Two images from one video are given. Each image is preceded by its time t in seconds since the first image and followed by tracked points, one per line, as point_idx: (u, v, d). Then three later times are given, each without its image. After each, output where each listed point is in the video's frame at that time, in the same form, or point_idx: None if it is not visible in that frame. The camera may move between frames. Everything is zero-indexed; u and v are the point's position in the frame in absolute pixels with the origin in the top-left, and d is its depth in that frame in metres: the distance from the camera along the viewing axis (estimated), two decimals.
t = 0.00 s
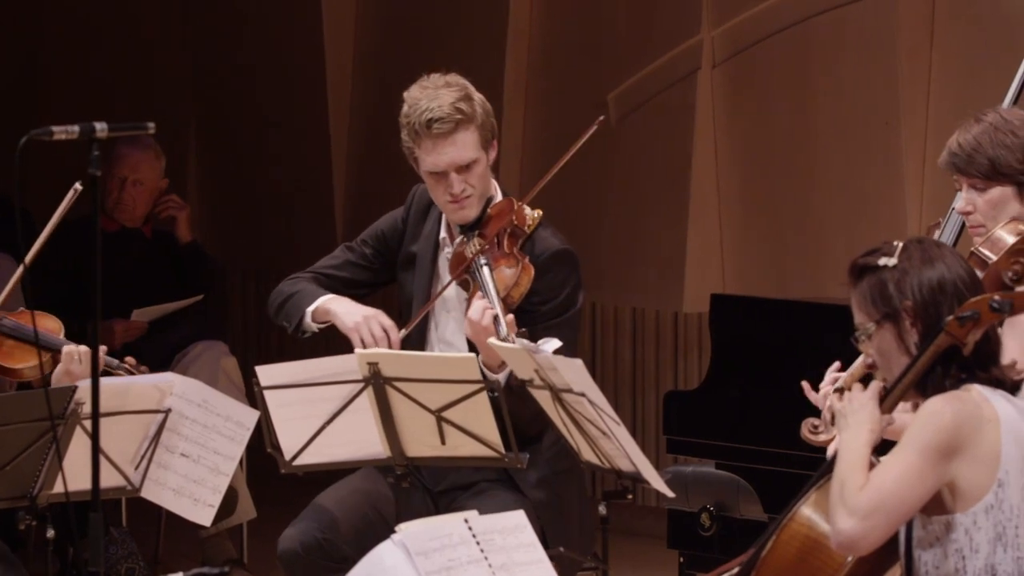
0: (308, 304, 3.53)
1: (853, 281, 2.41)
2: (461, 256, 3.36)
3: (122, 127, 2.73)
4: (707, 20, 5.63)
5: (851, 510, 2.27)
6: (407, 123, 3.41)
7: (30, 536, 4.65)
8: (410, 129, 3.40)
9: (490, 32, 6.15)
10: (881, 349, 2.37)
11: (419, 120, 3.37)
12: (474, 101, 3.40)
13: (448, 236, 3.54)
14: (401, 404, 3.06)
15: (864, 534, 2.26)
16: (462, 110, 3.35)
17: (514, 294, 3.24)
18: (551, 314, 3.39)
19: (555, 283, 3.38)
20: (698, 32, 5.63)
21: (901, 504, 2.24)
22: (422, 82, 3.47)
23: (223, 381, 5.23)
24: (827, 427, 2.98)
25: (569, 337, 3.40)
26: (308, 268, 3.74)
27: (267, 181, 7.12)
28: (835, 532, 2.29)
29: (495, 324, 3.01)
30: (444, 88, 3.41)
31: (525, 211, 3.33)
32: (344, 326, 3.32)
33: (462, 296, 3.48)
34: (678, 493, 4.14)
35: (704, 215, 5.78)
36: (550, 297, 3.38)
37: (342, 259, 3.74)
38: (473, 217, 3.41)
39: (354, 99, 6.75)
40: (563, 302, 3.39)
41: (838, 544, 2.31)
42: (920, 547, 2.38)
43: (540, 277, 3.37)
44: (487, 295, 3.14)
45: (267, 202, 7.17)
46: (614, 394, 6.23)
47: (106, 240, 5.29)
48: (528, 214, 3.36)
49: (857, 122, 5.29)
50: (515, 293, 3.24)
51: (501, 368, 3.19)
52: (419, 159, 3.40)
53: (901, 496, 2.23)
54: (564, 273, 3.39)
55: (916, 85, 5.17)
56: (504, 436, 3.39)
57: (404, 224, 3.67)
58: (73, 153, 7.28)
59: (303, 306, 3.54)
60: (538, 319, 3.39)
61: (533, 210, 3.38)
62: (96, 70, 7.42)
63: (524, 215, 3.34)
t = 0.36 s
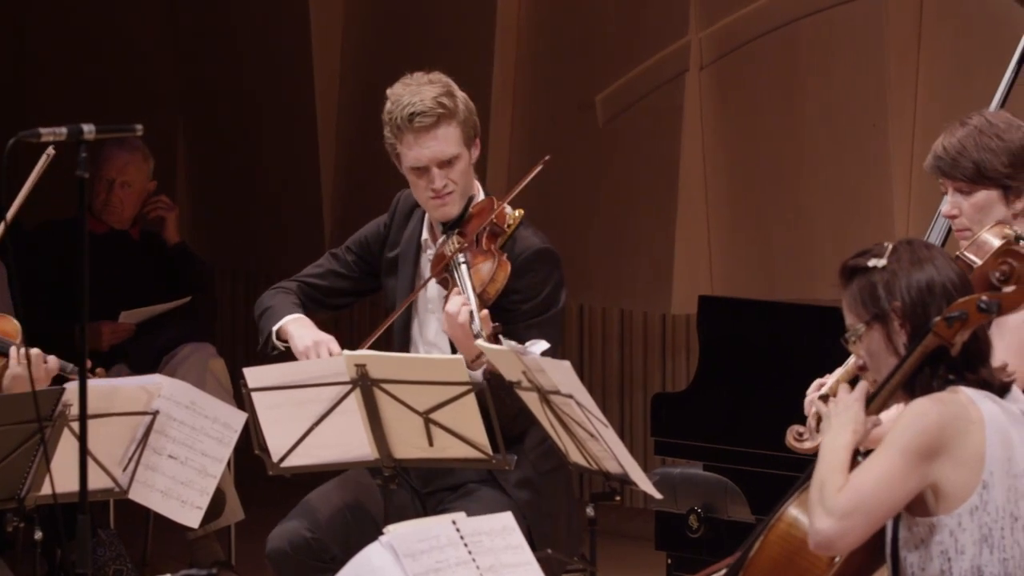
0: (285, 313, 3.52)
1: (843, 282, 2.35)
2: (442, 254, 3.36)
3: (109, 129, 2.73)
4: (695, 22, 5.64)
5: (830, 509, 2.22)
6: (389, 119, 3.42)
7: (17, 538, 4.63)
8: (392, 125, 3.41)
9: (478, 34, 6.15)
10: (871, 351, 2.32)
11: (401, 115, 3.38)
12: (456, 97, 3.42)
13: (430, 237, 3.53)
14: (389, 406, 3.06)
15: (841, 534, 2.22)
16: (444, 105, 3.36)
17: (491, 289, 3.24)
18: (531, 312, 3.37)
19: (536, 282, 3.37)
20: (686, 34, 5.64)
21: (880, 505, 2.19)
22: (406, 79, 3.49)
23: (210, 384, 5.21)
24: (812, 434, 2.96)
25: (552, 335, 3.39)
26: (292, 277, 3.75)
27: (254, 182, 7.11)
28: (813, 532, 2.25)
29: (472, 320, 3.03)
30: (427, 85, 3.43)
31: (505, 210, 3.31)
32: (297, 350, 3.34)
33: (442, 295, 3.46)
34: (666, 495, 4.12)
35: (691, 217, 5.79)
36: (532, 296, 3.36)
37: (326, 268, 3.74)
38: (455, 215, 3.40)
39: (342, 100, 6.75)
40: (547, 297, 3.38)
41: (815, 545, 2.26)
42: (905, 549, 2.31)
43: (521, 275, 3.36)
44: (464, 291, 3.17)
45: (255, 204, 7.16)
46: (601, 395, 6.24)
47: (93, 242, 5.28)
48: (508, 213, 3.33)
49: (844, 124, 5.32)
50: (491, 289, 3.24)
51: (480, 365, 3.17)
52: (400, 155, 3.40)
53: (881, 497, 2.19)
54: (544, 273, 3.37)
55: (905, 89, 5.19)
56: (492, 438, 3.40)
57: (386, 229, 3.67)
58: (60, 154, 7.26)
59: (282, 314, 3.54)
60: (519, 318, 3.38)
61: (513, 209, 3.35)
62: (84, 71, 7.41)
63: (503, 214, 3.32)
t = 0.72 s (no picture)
0: (277, 299, 3.53)
1: (834, 282, 2.35)
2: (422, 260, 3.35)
3: (95, 131, 2.71)
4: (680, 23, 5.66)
5: (807, 507, 2.19)
6: (362, 130, 3.40)
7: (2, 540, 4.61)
8: (365, 137, 3.39)
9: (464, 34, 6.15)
10: (859, 350, 2.31)
11: (371, 125, 3.36)
12: (426, 104, 3.39)
13: (414, 240, 3.52)
14: (374, 407, 3.05)
15: (818, 533, 2.18)
16: (413, 113, 3.33)
17: (467, 294, 3.22)
18: (512, 315, 3.37)
19: (518, 283, 3.36)
20: (671, 35, 5.66)
21: (861, 504, 2.15)
22: (377, 88, 3.47)
23: (197, 385, 5.18)
24: (792, 442, 2.88)
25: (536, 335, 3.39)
26: (280, 269, 3.74)
27: (240, 182, 7.09)
28: (790, 531, 2.22)
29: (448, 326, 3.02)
30: (397, 92, 3.41)
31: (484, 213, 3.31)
32: (302, 324, 3.36)
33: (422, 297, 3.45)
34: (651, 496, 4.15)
35: (676, 217, 5.81)
36: (513, 299, 3.36)
37: (313, 262, 3.73)
38: (434, 221, 3.38)
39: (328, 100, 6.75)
40: (530, 299, 3.38)
41: (792, 543, 2.23)
42: (889, 549, 2.27)
43: (501, 278, 3.36)
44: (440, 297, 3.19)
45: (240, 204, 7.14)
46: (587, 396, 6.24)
47: (79, 243, 5.26)
48: (489, 216, 3.34)
49: (830, 124, 5.35)
50: (467, 293, 3.23)
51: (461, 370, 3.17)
52: (376, 165, 3.39)
53: (860, 497, 2.15)
54: (527, 274, 3.37)
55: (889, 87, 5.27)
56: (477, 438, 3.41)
57: (373, 228, 3.66)
58: (44, 155, 7.23)
59: (269, 303, 3.54)
60: (501, 322, 3.38)
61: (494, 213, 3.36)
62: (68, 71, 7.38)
63: (484, 218, 3.33)
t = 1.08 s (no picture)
0: (250, 274, 3.51)
1: (822, 278, 2.34)
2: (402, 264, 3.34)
3: (75, 130, 2.69)
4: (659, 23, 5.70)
5: (792, 501, 2.14)
6: (339, 135, 3.39)
7: None
8: (342, 140, 3.37)
9: (445, 33, 6.17)
10: (845, 345, 2.31)
11: (348, 129, 3.34)
12: (403, 108, 3.37)
13: (393, 241, 3.48)
14: (354, 406, 3.04)
15: (803, 527, 2.13)
16: (390, 118, 3.31)
17: (448, 298, 3.23)
18: (495, 313, 3.36)
19: (500, 283, 3.35)
20: (651, 35, 5.69)
21: (847, 498, 2.11)
22: (353, 92, 3.45)
23: (176, 385, 5.15)
24: (763, 426, 2.95)
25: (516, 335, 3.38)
26: (253, 248, 3.72)
27: (218, 181, 7.07)
28: (775, 525, 2.16)
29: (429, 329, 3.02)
30: (373, 96, 3.39)
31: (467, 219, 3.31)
32: (276, 299, 3.33)
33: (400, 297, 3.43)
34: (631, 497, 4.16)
35: (656, 216, 5.84)
36: (492, 300, 3.35)
37: (288, 245, 3.72)
38: (413, 223, 3.37)
39: (308, 98, 6.76)
40: (510, 299, 3.37)
41: (778, 538, 2.18)
42: (870, 546, 2.22)
43: (483, 278, 3.35)
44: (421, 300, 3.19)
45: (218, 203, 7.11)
46: (566, 395, 6.24)
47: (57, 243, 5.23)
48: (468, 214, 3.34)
49: (810, 123, 5.40)
50: (449, 296, 3.24)
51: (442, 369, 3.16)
52: (353, 169, 3.37)
53: (846, 492, 2.10)
54: (508, 274, 3.36)
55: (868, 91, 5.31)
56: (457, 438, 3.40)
57: (353, 223, 3.65)
58: (21, 154, 7.19)
59: (241, 280, 3.51)
60: (480, 322, 3.37)
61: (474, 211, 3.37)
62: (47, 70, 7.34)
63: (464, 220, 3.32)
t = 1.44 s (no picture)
0: (226, 276, 3.49)
1: (804, 275, 2.35)
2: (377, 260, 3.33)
3: (50, 130, 2.66)
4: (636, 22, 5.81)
5: (779, 498, 2.14)
6: (318, 128, 3.37)
7: None
8: (321, 134, 3.35)
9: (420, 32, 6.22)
10: (825, 342, 2.30)
11: (328, 123, 3.32)
12: (384, 104, 3.36)
13: (368, 240, 3.48)
14: (329, 406, 3.03)
15: (791, 524, 2.13)
16: (370, 113, 3.30)
17: (423, 293, 3.22)
18: (472, 311, 3.35)
19: (476, 282, 3.35)
20: (627, 33, 5.80)
21: (832, 496, 2.12)
22: (334, 87, 3.43)
23: (151, 384, 5.12)
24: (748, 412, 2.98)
25: (491, 334, 3.37)
26: (226, 252, 3.68)
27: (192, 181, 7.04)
28: (762, 523, 2.17)
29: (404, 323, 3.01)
30: (354, 92, 3.38)
31: (442, 217, 3.31)
32: (243, 303, 3.33)
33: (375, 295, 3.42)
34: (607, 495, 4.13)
35: (633, 217, 5.97)
36: (467, 298, 3.34)
37: (262, 248, 3.69)
38: (388, 220, 3.35)
39: (284, 97, 6.78)
40: (485, 298, 3.36)
41: (765, 536, 2.18)
42: (849, 543, 2.23)
43: (459, 276, 3.34)
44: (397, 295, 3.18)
45: (192, 202, 7.08)
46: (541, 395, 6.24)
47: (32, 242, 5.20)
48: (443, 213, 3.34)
49: (785, 123, 5.53)
50: (424, 292, 3.22)
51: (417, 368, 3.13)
52: (331, 163, 3.35)
53: (829, 489, 2.11)
54: (484, 271, 3.36)
55: (845, 89, 5.48)
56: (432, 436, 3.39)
57: (328, 223, 3.64)
58: None
59: (216, 283, 3.49)
60: (456, 321, 3.36)
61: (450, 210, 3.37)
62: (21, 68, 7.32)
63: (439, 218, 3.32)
